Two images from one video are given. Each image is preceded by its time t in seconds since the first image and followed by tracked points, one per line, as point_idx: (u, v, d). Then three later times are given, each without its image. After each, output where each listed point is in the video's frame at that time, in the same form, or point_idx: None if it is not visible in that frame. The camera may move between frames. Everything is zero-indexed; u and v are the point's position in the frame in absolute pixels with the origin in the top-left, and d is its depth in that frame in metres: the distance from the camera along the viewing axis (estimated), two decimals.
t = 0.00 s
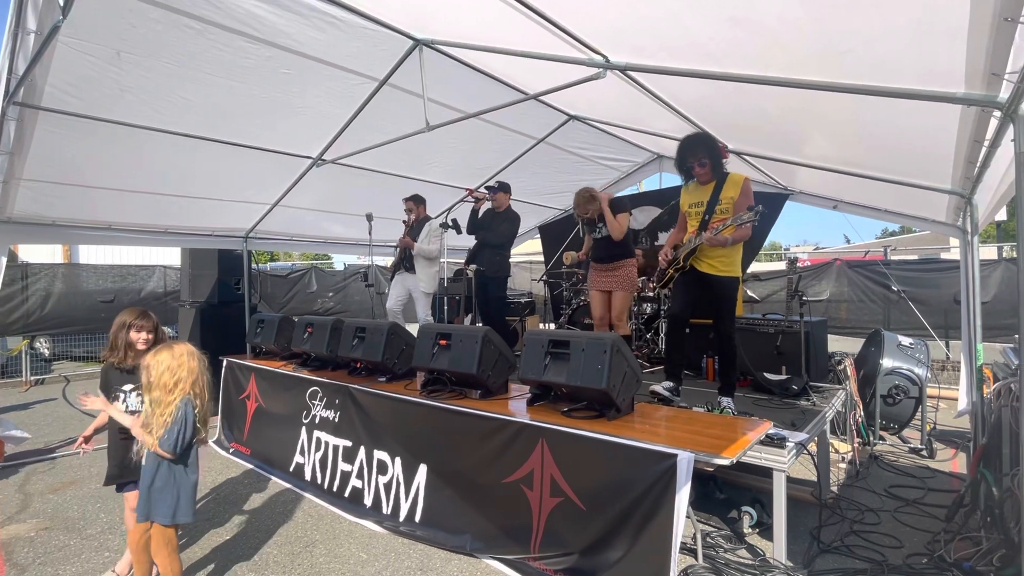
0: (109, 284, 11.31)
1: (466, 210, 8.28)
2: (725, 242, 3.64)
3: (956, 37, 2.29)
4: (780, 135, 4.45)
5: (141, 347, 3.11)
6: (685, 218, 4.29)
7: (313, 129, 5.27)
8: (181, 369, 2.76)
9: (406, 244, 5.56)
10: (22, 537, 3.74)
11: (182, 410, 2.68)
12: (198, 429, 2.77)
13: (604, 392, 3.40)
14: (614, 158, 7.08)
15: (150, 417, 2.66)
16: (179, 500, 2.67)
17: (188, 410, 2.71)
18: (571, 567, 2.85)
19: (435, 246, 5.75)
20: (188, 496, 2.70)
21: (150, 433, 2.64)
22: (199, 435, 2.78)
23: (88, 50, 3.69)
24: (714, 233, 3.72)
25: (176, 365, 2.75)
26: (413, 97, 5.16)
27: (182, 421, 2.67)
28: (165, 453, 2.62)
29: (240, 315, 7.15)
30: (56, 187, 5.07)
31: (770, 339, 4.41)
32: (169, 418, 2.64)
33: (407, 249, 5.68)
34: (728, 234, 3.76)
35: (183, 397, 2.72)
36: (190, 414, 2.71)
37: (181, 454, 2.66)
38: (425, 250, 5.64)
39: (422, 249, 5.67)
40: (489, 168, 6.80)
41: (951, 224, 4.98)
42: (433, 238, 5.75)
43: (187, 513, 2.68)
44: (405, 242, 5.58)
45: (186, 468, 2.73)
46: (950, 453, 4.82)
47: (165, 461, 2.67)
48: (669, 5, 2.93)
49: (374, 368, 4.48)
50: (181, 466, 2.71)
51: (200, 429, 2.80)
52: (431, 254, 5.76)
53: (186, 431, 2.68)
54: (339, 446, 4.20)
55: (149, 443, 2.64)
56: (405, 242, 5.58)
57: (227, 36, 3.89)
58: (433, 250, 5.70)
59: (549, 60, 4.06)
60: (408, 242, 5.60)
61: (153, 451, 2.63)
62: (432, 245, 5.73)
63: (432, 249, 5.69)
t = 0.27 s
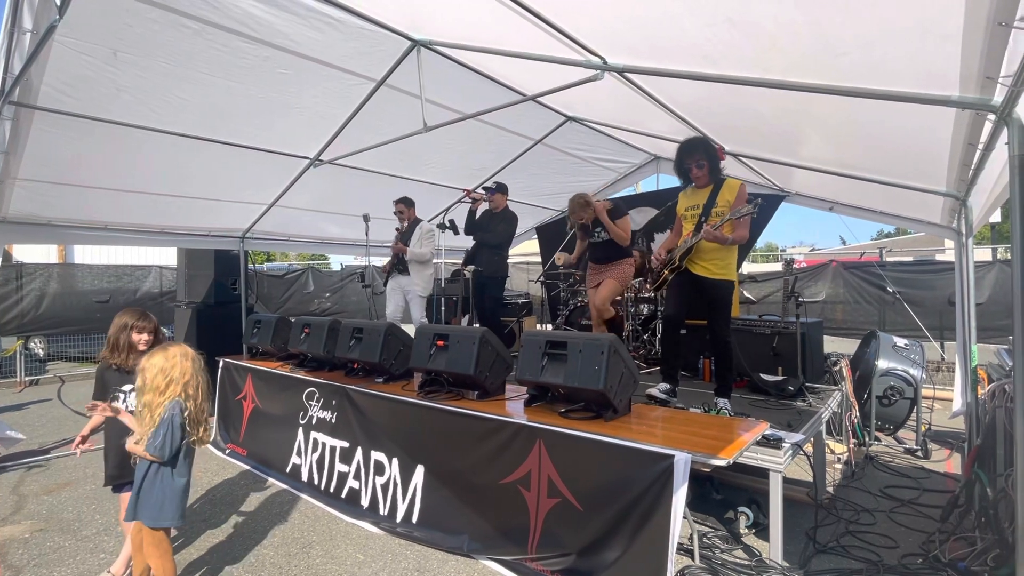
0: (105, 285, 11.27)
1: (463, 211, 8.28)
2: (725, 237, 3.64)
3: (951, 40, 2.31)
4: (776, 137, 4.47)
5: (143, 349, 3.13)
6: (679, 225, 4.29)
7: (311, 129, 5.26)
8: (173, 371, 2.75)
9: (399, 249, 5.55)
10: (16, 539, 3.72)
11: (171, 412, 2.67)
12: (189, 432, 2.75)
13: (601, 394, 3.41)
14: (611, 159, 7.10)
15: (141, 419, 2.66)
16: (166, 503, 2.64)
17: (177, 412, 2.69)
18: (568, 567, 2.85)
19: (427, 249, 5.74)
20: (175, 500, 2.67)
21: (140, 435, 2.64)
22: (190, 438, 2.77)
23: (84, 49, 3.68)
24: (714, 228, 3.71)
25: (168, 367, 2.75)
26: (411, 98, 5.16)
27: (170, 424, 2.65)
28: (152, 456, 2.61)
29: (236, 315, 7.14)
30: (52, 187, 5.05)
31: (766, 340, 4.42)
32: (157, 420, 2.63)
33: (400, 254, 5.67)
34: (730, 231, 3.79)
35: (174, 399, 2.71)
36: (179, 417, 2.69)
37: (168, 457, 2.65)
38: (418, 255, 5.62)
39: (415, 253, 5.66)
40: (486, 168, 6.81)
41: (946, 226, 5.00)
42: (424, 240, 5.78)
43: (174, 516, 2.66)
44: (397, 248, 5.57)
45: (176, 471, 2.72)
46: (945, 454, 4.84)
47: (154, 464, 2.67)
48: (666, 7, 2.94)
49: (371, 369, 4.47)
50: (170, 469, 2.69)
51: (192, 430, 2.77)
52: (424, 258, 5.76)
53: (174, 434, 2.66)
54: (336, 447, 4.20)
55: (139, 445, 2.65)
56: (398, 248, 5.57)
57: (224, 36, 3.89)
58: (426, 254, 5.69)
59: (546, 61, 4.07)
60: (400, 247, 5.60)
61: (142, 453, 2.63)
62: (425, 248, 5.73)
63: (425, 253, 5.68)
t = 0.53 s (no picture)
0: (101, 284, 11.21)
1: (461, 211, 8.28)
2: (725, 237, 3.64)
3: (948, 42, 2.32)
4: (774, 138, 4.48)
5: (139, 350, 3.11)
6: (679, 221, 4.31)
7: (308, 129, 5.25)
8: (169, 373, 2.73)
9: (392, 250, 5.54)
10: (11, 540, 3.70)
11: (170, 415, 2.65)
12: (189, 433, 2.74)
13: (599, 395, 3.43)
14: (609, 160, 7.10)
15: (138, 423, 2.64)
16: (168, 503, 2.64)
17: (176, 414, 2.68)
18: (566, 568, 2.85)
19: (420, 247, 5.74)
20: (177, 500, 2.66)
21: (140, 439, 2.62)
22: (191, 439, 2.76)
23: (81, 48, 3.66)
24: (714, 228, 3.71)
25: (164, 369, 2.72)
26: (409, 98, 5.15)
27: (169, 426, 2.63)
28: (153, 459, 2.59)
29: (233, 315, 7.12)
30: (47, 186, 5.02)
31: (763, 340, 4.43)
32: (156, 423, 2.61)
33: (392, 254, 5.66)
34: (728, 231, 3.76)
35: (171, 401, 2.69)
36: (179, 419, 2.68)
37: (170, 459, 2.64)
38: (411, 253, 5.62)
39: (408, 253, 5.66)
40: (484, 169, 6.80)
41: (943, 227, 5.02)
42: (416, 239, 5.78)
43: (177, 517, 2.65)
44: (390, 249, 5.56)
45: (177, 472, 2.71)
46: (941, 454, 4.86)
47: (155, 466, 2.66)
48: (665, 8, 2.94)
49: (369, 370, 4.46)
50: (172, 470, 2.69)
51: (192, 429, 2.77)
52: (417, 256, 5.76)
53: (174, 436, 2.65)
54: (333, 448, 4.19)
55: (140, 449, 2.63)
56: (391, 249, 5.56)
57: (222, 35, 3.88)
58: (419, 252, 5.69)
59: (545, 62, 4.07)
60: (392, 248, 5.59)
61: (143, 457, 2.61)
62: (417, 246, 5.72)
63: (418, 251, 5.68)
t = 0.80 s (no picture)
0: (97, 285, 11.17)
1: (458, 211, 8.27)
2: (722, 242, 3.63)
3: (945, 44, 2.33)
4: (772, 139, 4.49)
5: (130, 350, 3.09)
6: (678, 220, 4.33)
7: (306, 129, 5.23)
8: (160, 373, 2.72)
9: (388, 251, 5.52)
10: (7, 541, 3.68)
11: (164, 415, 2.64)
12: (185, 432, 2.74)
13: (597, 395, 3.44)
14: (607, 160, 7.10)
15: (131, 425, 2.62)
16: (175, 501, 2.65)
17: (169, 414, 2.67)
18: (565, 569, 2.85)
19: (416, 246, 5.72)
20: (183, 497, 2.68)
21: (137, 442, 2.60)
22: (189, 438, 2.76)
23: (78, 47, 3.65)
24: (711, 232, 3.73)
25: (154, 369, 2.71)
26: (407, 98, 5.14)
27: (163, 426, 2.62)
28: (152, 460, 2.59)
29: (230, 315, 7.10)
30: (43, 186, 5.00)
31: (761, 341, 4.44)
32: (150, 424, 2.60)
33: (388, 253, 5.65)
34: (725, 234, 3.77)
35: (162, 401, 2.67)
36: (173, 418, 2.67)
37: (168, 459, 2.63)
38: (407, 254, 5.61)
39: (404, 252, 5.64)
40: (482, 169, 6.80)
41: (939, 228, 5.04)
42: (411, 239, 5.78)
43: (184, 514, 2.66)
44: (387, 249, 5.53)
45: (176, 471, 2.71)
46: (937, 454, 4.88)
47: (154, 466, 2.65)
48: (663, 8, 2.94)
49: (366, 370, 4.46)
50: (171, 469, 2.69)
51: (188, 428, 2.76)
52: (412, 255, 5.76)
53: (170, 436, 2.64)
54: (331, 448, 4.18)
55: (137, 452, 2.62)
56: (388, 249, 5.53)
57: (220, 34, 3.87)
58: (415, 252, 5.69)
59: (544, 62, 4.07)
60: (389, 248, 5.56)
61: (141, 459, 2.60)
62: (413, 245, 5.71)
63: (414, 251, 5.67)
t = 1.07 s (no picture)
0: (94, 284, 11.13)
1: (456, 211, 8.27)
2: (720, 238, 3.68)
3: (941, 46, 2.33)
4: (769, 140, 4.50)
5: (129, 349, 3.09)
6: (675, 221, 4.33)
7: (304, 129, 5.23)
8: (150, 374, 2.69)
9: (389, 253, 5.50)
10: (2, 542, 3.67)
11: (146, 417, 2.60)
12: (171, 437, 2.68)
13: (595, 395, 3.46)
14: (605, 161, 7.11)
15: (120, 424, 2.61)
16: (159, 505, 2.62)
17: (153, 416, 2.62)
18: (562, 569, 2.84)
19: (418, 250, 5.71)
20: (168, 501, 2.65)
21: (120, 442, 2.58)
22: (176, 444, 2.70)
23: (75, 46, 3.64)
24: (709, 228, 3.78)
25: (145, 370, 2.69)
26: (405, 98, 5.13)
27: (144, 429, 2.58)
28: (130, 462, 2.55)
29: (227, 315, 7.08)
30: (39, 185, 4.98)
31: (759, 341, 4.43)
32: (132, 425, 2.57)
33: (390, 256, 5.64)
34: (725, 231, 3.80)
35: (148, 402, 2.64)
36: (156, 422, 2.61)
37: (146, 463, 2.57)
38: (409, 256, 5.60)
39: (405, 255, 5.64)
40: (480, 170, 6.80)
41: (935, 229, 5.06)
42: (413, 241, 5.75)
43: (162, 520, 2.62)
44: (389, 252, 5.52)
45: (162, 475, 2.66)
46: (934, 454, 4.89)
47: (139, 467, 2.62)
48: (661, 9, 2.95)
49: (364, 371, 4.45)
50: (155, 473, 2.64)
51: (175, 434, 2.70)
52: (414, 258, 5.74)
53: (150, 440, 2.58)
54: (328, 449, 4.18)
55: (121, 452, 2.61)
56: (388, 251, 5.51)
57: (217, 34, 3.86)
58: (417, 255, 5.68)
59: (543, 63, 4.07)
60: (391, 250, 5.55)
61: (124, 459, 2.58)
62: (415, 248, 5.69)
63: (416, 254, 5.66)
